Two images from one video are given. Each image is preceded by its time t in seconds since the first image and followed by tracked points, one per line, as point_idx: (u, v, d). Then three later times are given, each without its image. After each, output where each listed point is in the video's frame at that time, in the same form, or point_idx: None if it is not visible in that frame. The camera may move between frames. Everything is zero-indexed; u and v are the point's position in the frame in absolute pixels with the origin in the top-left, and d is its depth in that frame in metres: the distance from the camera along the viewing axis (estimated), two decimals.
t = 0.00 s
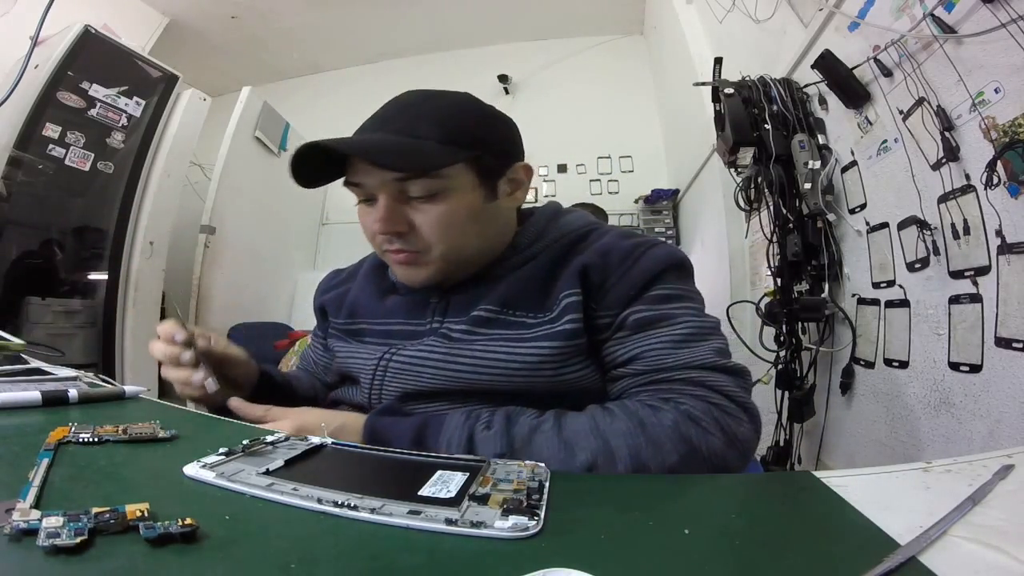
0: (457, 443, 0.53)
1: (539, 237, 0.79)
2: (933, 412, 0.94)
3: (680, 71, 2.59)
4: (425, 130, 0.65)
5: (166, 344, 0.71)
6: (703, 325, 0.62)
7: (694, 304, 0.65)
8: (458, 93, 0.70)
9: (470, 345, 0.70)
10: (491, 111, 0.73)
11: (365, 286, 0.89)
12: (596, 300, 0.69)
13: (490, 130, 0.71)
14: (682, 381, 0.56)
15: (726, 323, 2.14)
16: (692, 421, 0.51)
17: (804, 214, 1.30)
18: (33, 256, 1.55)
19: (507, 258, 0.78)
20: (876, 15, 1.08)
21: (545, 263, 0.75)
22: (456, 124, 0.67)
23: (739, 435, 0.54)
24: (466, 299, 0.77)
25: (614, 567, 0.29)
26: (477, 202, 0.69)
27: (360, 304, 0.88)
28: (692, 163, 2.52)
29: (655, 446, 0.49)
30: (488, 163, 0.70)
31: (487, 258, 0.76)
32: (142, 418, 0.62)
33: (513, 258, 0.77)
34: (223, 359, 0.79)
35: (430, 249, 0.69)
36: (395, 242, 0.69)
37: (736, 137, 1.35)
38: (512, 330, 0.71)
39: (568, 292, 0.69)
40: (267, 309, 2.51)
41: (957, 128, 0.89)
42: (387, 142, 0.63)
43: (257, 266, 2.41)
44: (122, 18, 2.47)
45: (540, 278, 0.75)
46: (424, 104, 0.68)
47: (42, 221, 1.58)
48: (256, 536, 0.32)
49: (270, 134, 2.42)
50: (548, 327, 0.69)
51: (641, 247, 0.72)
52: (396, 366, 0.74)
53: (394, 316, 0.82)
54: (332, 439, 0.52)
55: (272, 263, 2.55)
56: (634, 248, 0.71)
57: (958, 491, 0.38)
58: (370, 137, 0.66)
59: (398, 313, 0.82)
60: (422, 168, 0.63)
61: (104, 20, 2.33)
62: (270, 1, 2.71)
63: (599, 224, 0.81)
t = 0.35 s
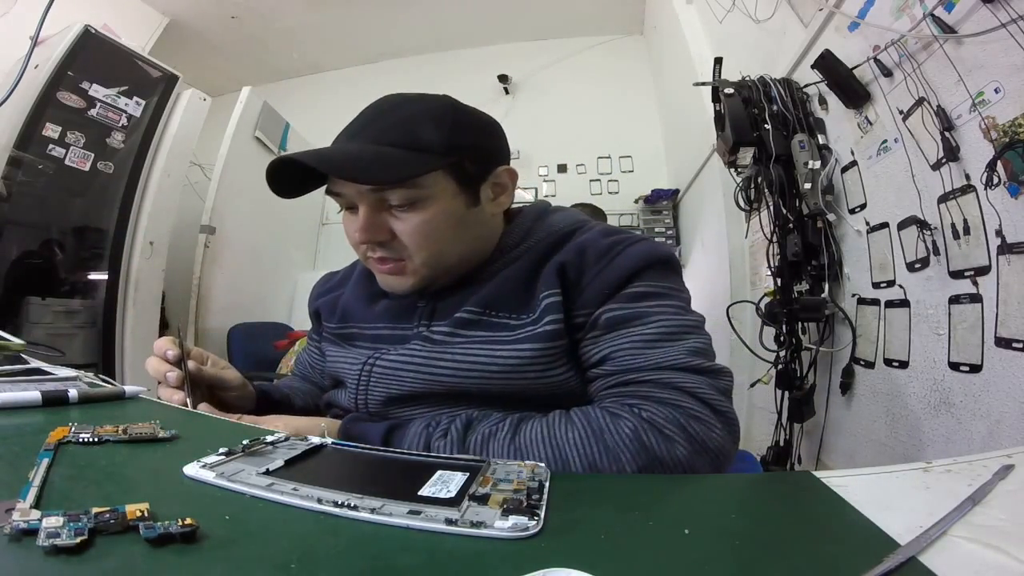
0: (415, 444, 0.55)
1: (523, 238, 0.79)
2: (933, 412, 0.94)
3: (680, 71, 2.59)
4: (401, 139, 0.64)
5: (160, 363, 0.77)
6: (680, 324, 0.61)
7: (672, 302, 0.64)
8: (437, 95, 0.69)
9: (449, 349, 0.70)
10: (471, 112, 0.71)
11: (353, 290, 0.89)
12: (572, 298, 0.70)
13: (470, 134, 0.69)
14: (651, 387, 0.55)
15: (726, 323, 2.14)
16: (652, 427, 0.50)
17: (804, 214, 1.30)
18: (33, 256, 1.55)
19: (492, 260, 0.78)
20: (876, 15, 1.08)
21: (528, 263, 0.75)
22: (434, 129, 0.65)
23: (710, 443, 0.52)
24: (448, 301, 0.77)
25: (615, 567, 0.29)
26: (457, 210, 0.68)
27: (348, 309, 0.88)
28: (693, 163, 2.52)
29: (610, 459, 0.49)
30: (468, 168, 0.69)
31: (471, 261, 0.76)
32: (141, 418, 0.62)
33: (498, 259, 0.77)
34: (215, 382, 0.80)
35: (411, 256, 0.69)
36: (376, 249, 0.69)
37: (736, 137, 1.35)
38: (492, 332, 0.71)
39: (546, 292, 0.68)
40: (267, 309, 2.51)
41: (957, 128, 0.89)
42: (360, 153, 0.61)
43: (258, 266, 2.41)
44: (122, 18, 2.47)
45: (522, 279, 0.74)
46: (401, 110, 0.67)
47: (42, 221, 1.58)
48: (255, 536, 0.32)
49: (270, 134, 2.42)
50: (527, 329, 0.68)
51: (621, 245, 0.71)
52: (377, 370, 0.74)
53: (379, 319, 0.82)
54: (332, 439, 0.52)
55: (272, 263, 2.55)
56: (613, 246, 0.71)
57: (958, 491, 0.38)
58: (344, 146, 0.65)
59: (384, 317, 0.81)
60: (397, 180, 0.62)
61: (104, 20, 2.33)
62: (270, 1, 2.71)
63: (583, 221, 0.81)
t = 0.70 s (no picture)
0: (404, 446, 0.55)
1: (515, 240, 0.79)
2: (933, 412, 0.94)
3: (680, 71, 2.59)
4: (390, 145, 0.63)
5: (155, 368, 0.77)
6: (673, 330, 0.61)
7: (666, 306, 0.63)
8: (426, 95, 0.68)
9: (439, 356, 0.70)
10: (461, 113, 0.69)
11: (347, 294, 0.89)
12: (564, 302, 0.69)
13: (461, 136, 0.68)
14: (640, 397, 0.55)
15: (726, 323, 2.14)
16: (641, 437, 0.50)
17: (804, 214, 1.30)
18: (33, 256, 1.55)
19: (485, 264, 0.77)
20: (876, 15, 1.08)
21: (520, 266, 0.75)
22: (422, 132, 0.64)
23: (699, 453, 0.52)
24: (441, 306, 0.77)
25: (614, 566, 0.29)
26: (447, 214, 0.68)
27: (341, 314, 0.88)
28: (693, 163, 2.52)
29: (597, 466, 0.49)
30: (458, 173, 0.68)
31: (464, 265, 0.76)
32: (140, 418, 0.62)
33: (491, 263, 0.77)
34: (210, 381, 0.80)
35: (400, 262, 0.69)
36: (366, 254, 0.69)
37: (736, 137, 1.35)
38: (484, 337, 0.71)
39: (537, 296, 0.68)
40: (267, 309, 2.51)
41: (957, 128, 0.89)
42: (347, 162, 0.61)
43: (258, 266, 2.41)
44: (122, 18, 2.47)
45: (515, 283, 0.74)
46: (390, 111, 0.66)
47: (42, 221, 1.58)
48: (256, 536, 0.32)
49: (270, 134, 2.42)
50: (519, 335, 0.68)
51: (613, 246, 0.71)
52: (370, 375, 0.74)
53: (373, 324, 0.82)
54: (331, 439, 0.52)
55: (273, 263, 2.55)
56: (606, 249, 0.70)
57: (958, 491, 0.38)
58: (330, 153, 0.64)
59: (377, 322, 0.81)
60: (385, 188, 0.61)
61: (104, 20, 2.33)
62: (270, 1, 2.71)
63: (576, 222, 0.80)
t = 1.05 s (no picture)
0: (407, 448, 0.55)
1: (511, 241, 0.79)
2: (933, 412, 0.94)
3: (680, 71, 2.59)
4: (376, 147, 0.63)
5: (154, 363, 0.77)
6: (673, 328, 0.61)
7: (665, 305, 0.64)
8: (411, 96, 0.68)
9: (439, 358, 0.70)
10: (450, 113, 0.69)
11: (343, 296, 0.89)
12: (561, 303, 0.69)
13: (447, 137, 0.68)
14: (644, 397, 0.55)
15: (726, 323, 2.14)
16: (645, 437, 0.50)
17: (804, 214, 1.30)
18: (34, 256, 1.55)
19: (481, 265, 0.77)
20: (876, 15, 1.08)
21: (517, 266, 0.75)
22: (405, 133, 0.64)
23: (703, 451, 0.52)
24: (439, 307, 0.77)
25: (615, 567, 0.29)
26: (436, 215, 0.67)
27: (339, 316, 0.87)
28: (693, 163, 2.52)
29: (604, 466, 0.49)
30: (447, 174, 0.68)
31: (457, 265, 0.76)
32: (140, 418, 0.62)
33: (487, 264, 0.77)
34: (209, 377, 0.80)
35: (391, 264, 0.69)
36: (356, 256, 0.69)
37: (736, 138, 1.36)
38: (483, 339, 0.71)
39: (534, 297, 0.68)
40: (268, 309, 2.51)
41: (956, 128, 0.89)
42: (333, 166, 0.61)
43: (258, 266, 2.41)
44: (122, 18, 2.47)
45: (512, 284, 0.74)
46: (376, 113, 0.66)
47: (43, 222, 1.58)
48: (255, 536, 0.32)
49: (270, 134, 2.42)
50: (518, 336, 0.68)
51: (608, 246, 0.71)
52: (369, 377, 0.74)
53: (370, 327, 0.81)
54: (332, 439, 0.52)
55: (273, 263, 2.55)
56: (601, 249, 0.70)
57: (958, 491, 0.38)
58: (314, 156, 0.63)
59: (374, 324, 0.81)
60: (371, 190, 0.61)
61: (104, 20, 2.33)
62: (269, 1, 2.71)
63: (571, 222, 0.80)
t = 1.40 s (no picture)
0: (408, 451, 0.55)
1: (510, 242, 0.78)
2: (933, 412, 0.94)
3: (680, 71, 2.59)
4: (371, 150, 0.63)
5: (160, 363, 0.75)
6: (674, 331, 0.61)
7: (666, 307, 0.64)
8: (407, 95, 0.67)
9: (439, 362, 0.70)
10: (447, 114, 0.69)
11: (341, 297, 0.88)
12: (561, 306, 0.69)
13: (443, 138, 0.68)
14: (646, 401, 0.56)
15: (726, 323, 2.14)
16: (647, 440, 0.50)
17: (804, 214, 1.30)
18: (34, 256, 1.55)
19: (479, 266, 0.77)
20: (876, 15, 1.08)
21: (516, 268, 0.75)
22: (401, 134, 0.64)
23: (704, 454, 0.52)
24: (439, 310, 0.77)
25: (616, 567, 0.29)
26: (433, 218, 0.67)
27: (337, 317, 0.87)
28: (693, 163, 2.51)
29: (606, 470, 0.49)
30: (443, 176, 0.67)
31: (455, 267, 0.76)
32: (140, 419, 0.62)
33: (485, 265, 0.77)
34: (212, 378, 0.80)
35: (388, 266, 0.69)
36: (353, 259, 0.69)
37: (736, 138, 1.36)
38: (483, 342, 0.71)
39: (534, 300, 0.68)
40: (268, 309, 2.50)
41: (957, 128, 0.89)
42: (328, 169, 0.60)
43: (258, 266, 2.41)
44: (122, 18, 2.46)
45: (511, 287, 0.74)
46: (371, 113, 0.66)
47: (43, 222, 1.58)
48: (255, 537, 0.32)
49: (270, 134, 2.42)
50: (518, 340, 0.68)
51: (608, 248, 0.71)
52: (369, 380, 0.74)
53: (368, 329, 0.81)
54: (332, 440, 0.52)
55: (273, 263, 2.55)
56: (600, 251, 0.70)
57: (958, 492, 0.38)
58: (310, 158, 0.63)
59: (373, 327, 0.81)
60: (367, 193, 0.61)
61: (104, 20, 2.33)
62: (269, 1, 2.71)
63: (569, 223, 0.80)
